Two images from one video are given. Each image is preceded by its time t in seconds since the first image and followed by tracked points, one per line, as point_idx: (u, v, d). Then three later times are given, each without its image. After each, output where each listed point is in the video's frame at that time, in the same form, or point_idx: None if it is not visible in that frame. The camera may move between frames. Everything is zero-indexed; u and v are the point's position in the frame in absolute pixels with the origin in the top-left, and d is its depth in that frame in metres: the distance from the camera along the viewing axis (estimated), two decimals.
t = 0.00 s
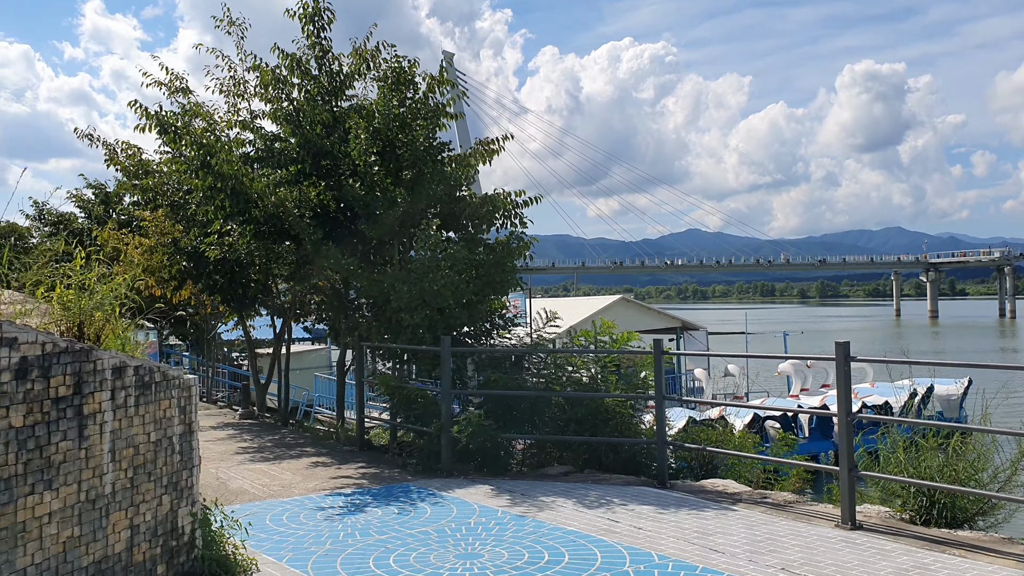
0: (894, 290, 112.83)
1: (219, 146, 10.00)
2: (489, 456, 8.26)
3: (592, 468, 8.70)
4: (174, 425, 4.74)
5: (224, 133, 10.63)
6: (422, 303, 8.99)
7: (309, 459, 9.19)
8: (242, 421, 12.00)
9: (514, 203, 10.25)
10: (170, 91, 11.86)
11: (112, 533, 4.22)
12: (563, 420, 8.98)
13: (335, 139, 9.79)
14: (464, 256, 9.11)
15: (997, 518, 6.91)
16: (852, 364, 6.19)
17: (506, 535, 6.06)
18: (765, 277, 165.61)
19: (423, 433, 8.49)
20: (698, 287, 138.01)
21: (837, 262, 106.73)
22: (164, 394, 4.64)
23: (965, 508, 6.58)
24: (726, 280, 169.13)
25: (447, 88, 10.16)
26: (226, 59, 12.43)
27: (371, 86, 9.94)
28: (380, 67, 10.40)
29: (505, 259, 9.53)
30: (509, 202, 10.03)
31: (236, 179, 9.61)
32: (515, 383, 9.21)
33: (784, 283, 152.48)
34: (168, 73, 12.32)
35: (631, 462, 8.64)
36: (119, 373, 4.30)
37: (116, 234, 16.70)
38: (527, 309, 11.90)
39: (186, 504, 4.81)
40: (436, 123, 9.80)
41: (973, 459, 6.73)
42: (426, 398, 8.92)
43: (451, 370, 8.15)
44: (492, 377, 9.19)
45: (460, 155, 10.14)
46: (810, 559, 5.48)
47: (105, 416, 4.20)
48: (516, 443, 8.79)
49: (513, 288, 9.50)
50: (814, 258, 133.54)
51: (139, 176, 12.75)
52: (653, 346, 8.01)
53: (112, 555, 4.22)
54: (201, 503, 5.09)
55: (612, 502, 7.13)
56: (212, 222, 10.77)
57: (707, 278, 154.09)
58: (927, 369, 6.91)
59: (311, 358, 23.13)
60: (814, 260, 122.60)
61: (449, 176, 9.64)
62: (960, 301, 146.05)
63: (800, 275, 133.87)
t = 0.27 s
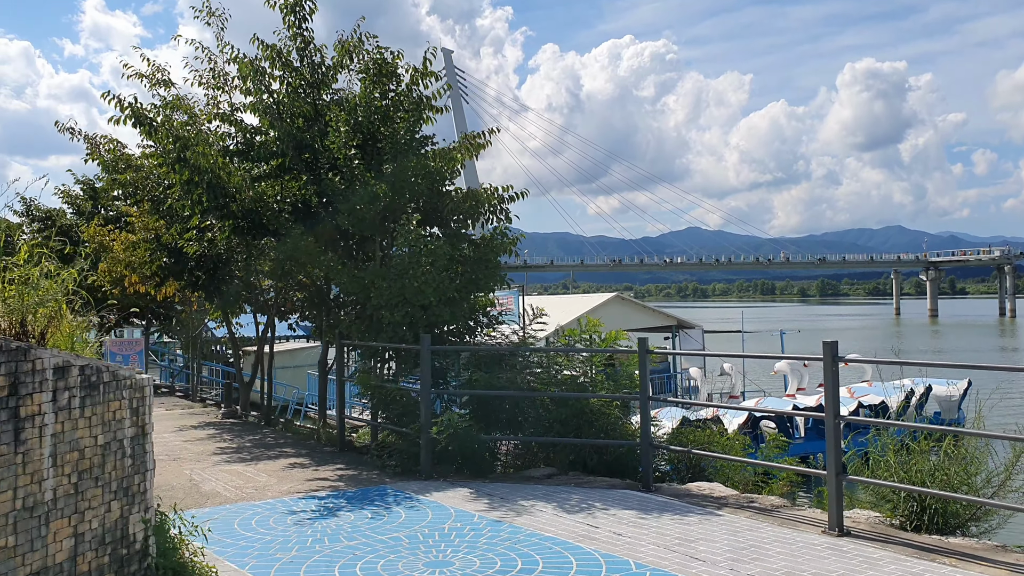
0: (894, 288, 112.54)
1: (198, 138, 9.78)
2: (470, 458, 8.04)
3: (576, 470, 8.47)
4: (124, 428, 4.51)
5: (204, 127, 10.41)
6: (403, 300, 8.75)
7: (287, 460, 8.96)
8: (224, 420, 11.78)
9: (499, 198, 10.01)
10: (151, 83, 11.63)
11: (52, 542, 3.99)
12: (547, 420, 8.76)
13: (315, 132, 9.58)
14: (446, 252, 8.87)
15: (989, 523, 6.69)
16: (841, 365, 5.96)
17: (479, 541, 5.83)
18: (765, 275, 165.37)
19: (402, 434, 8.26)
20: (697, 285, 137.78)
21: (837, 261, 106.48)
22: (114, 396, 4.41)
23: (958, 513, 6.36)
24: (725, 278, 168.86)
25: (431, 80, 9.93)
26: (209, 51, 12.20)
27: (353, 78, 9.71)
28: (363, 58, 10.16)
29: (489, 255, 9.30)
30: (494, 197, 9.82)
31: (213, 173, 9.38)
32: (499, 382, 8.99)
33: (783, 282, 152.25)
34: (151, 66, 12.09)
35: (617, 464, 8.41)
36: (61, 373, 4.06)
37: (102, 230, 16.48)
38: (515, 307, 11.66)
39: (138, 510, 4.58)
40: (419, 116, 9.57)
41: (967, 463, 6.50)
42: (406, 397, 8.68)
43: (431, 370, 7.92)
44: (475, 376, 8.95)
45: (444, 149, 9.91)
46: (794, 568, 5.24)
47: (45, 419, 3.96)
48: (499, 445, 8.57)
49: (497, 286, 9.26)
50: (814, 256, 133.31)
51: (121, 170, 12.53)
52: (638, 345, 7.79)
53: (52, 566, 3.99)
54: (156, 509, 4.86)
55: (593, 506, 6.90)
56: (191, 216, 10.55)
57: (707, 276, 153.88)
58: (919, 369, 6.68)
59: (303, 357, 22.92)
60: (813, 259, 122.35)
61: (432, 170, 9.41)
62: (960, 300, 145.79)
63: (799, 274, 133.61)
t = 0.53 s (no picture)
0: (892, 280, 112.40)
1: (175, 125, 9.53)
2: (451, 452, 7.85)
3: (561, 465, 8.27)
4: (73, 425, 4.29)
5: (184, 114, 10.18)
6: (384, 292, 8.51)
7: (265, 455, 8.75)
8: (206, 414, 11.58)
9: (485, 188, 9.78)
10: (131, 70, 11.39)
11: None
12: (532, 414, 8.55)
13: (294, 119, 9.33)
14: (429, 242, 8.63)
15: (981, 523, 6.50)
16: (829, 359, 5.74)
17: (453, 541, 5.62)
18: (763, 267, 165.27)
19: (381, 429, 8.05)
20: (695, 277, 137.61)
21: (834, 252, 106.36)
22: (61, 391, 4.20)
23: (950, 512, 6.16)
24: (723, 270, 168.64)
25: (414, 66, 9.70)
26: (192, 36, 11.94)
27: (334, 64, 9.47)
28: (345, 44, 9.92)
29: (473, 246, 9.07)
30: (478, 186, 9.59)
31: (190, 160, 9.15)
32: (483, 376, 8.78)
33: (781, 274, 152.09)
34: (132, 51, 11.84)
35: (602, 460, 8.21)
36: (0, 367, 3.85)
37: (88, 220, 16.25)
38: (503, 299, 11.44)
39: (88, 510, 4.37)
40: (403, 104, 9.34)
41: (960, 460, 6.29)
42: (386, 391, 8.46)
43: (411, 363, 7.71)
44: (459, 371, 8.74)
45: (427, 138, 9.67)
46: (779, 569, 5.05)
47: None
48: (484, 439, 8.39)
49: (481, 277, 9.04)
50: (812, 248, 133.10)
51: (103, 159, 12.31)
52: (622, 338, 7.58)
53: None
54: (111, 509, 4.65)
55: (575, 503, 6.70)
56: (170, 204, 10.31)
57: (705, 268, 153.68)
58: (911, 363, 6.48)
59: (294, 348, 22.71)
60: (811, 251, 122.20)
61: (415, 159, 9.18)
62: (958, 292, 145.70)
63: (797, 265, 133.41)
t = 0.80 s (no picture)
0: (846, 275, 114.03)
1: (107, 109, 9.10)
2: (393, 450, 7.58)
3: (508, 462, 8.03)
4: None
5: (117, 98, 9.75)
6: (324, 284, 8.20)
7: (200, 454, 8.40)
8: (143, 411, 11.15)
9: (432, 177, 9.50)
10: (63, 52, 10.90)
11: None
12: (480, 410, 8.30)
13: (232, 104, 8.95)
14: (371, 232, 8.33)
15: (931, 518, 6.40)
16: (777, 351, 5.58)
17: (388, 544, 5.35)
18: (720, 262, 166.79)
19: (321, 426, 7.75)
20: (653, 272, 138.38)
21: (790, 248, 107.63)
22: None
23: (900, 508, 6.03)
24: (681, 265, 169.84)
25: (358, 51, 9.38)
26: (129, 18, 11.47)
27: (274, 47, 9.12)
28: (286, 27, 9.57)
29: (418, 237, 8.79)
30: (425, 176, 9.30)
31: (121, 147, 8.74)
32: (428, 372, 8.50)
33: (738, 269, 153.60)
34: (64, 31, 11.32)
35: (550, 456, 7.99)
36: None
37: (23, 210, 15.65)
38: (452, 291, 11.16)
39: None
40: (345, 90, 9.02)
41: (910, 454, 6.18)
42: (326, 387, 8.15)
43: (351, 357, 7.41)
44: (403, 366, 8.46)
45: (372, 125, 9.36)
46: (725, 569, 4.86)
47: None
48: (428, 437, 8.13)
49: (427, 269, 8.77)
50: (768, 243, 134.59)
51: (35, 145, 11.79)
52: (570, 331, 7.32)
53: None
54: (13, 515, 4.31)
55: (519, 501, 6.47)
56: (103, 192, 9.87)
57: (663, 263, 154.65)
58: (861, 356, 6.35)
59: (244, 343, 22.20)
60: (767, 246, 123.52)
61: (358, 146, 8.87)
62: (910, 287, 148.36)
63: (754, 260, 134.73)
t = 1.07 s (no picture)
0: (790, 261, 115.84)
1: (19, 83, 8.58)
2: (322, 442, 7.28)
3: (444, 453, 7.79)
4: None
5: (32, 74, 9.22)
6: (250, 270, 7.84)
7: (120, 448, 8.00)
8: (65, 402, 10.66)
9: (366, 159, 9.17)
10: None
11: None
12: (414, 401, 8.03)
13: (153, 80, 8.49)
14: (300, 215, 7.99)
15: (869, 507, 6.32)
16: (715, 339, 5.42)
17: (308, 545, 5.07)
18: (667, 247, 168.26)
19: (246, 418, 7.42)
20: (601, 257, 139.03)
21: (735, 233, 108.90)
22: None
23: (838, 498, 5.93)
24: (629, 250, 170.89)
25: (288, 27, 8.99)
26: None
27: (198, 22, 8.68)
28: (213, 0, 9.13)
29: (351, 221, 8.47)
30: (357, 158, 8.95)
31: (33, 125, 8.26)
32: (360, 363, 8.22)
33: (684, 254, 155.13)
34: None
35: (486, 447, 7.76)
36: None
37: None
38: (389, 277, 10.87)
39: None
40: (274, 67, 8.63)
41: (848, 443, 6.08)
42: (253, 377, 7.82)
43: (277, 347, 7.09)
44: (334, 355, 8.15)
45: (302, 104, 8.99)
46: (659, 567, 4.69)
47: None
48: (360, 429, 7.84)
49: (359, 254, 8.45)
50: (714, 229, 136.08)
51: None
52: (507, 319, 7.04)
53: None
54: None
55: (451, 496, 6.24)
56: (17, 173, 9.34)
57: (611, 248, 155.48)
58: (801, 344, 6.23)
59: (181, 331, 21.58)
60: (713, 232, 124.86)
61: (287, 126, 8.50)
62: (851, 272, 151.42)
63: (700, 246, 136.06)
